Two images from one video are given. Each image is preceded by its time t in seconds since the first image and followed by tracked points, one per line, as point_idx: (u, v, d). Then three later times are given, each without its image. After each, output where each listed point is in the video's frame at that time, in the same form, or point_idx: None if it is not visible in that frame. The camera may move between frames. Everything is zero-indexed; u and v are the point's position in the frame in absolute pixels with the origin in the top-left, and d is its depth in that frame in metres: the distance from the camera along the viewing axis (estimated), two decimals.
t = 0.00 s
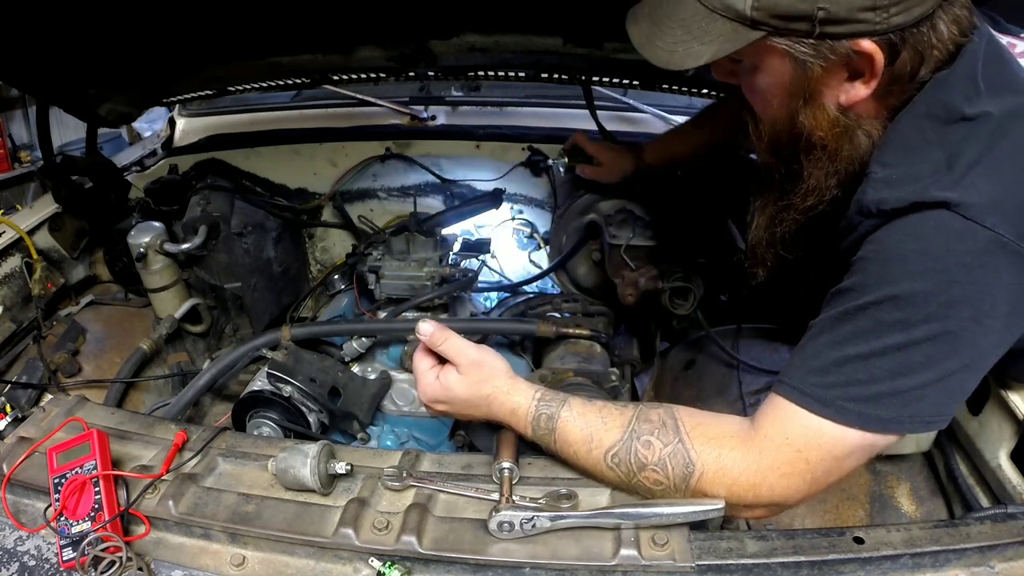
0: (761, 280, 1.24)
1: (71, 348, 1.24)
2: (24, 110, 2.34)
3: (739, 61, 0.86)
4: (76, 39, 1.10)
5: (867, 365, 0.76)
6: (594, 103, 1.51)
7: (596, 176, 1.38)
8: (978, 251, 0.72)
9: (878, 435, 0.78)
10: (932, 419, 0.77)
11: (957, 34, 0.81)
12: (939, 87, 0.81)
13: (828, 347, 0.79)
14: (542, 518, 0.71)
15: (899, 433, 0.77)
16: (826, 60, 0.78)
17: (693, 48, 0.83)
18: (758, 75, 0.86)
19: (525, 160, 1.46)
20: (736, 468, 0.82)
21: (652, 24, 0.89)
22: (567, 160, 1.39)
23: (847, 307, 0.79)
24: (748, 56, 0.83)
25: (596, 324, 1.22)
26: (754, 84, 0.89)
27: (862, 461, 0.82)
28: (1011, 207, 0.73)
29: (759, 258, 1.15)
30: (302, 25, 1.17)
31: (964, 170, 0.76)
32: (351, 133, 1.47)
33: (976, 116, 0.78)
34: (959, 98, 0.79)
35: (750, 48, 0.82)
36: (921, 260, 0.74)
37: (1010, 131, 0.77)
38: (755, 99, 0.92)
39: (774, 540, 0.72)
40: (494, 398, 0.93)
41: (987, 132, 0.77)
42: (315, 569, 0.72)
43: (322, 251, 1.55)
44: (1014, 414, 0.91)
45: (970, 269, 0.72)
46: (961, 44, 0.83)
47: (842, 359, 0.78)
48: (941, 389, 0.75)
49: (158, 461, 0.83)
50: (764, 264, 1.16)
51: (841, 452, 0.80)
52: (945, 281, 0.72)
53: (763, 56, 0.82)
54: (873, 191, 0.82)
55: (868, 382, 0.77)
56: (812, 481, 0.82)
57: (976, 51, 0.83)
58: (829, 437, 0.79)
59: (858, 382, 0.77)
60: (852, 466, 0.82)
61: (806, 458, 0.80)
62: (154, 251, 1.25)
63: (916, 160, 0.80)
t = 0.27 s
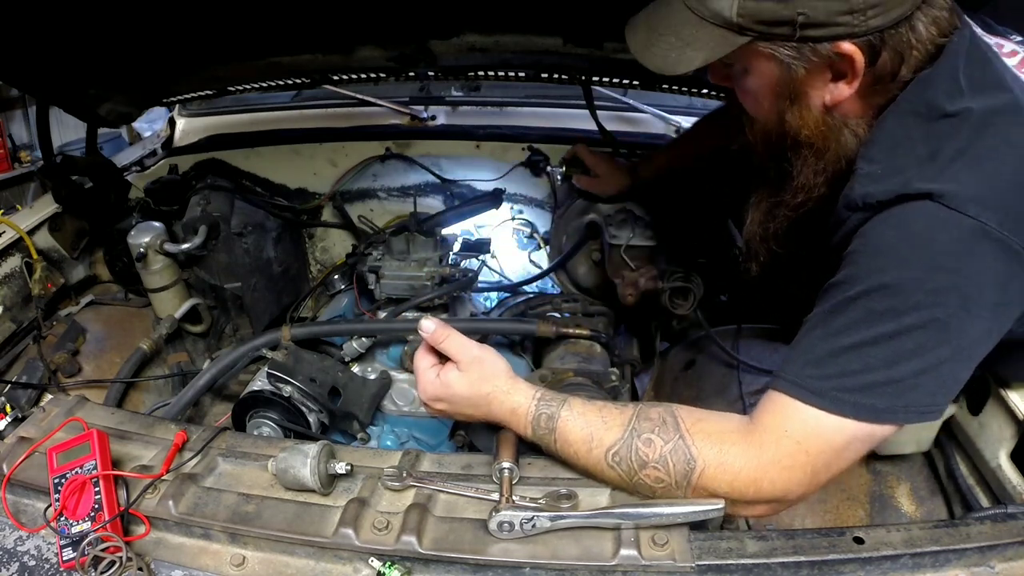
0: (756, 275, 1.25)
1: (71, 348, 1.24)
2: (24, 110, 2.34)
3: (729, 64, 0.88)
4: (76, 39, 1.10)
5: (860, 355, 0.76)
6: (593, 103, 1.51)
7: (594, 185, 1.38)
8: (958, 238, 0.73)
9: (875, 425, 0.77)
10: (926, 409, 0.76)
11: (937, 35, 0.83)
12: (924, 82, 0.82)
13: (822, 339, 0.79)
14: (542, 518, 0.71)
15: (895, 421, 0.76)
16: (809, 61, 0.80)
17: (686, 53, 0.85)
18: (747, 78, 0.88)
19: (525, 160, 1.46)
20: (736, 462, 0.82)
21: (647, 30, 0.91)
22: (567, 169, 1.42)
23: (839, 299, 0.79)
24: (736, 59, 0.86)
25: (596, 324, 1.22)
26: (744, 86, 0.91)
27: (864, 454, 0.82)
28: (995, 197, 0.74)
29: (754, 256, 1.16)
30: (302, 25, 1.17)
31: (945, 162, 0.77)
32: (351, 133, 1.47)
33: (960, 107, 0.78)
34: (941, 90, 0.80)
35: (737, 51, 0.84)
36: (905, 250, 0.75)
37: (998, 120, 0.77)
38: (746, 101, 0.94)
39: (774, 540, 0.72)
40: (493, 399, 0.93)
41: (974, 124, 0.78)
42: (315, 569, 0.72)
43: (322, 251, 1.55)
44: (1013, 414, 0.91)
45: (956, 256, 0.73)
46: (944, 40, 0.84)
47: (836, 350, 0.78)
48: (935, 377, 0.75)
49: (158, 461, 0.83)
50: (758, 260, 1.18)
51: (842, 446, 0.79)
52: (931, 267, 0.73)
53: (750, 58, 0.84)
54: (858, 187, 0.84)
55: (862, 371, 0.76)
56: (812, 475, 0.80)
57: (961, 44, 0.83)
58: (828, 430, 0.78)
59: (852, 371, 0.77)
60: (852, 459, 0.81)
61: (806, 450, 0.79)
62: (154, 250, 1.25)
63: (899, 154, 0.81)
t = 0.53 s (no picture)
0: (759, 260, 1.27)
1: (71, 348, 1.24)
2: (24, 109, 2.34)
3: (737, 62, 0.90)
4: (76, 40, 1.10)
5: (858, 345, 0.76)
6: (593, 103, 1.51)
7: (594, 178, 1.37)
8: (948, 233, 0.74)
9: (874, 415, 0.77)
10: (922, 397, 0.75)
11: (935, 35, 0.83)
12: (919, 82, 0.82)
13: (821, 330, 0.79)
14: (542, 517, 0.71)
15: (889, 411, 0.76)
16: (811, 57, 0.82)
17: (696, 52, 0.88)
18: (753, 75, 0.90)
19: (525, 160, 1.46)
20: (739, 454, 0.81)
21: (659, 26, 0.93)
22: (567, 166, 1.41)
23: (835, 293, 0.79)
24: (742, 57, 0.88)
25: (596, 323, 1.22)
26: (750, 83, 0.93)
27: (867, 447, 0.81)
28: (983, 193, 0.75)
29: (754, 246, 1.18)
30: (302, 25, 1.17)
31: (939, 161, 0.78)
32: (351, 133, 1.47)
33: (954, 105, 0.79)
34: (936, 88, 0.81)
35: (742, 50, 0.86)
36: (898, 243, 0.75)
37: (991, 118, 0.78)
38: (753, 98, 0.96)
39: (773, 539, 0.72)
40: (498, 393, 0.94)
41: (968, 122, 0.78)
42: (315, 569, 0.72)
43: (322, 251, 1.55)
44: (1013, 414, 0.91)
45: (947, 247, 0.73)
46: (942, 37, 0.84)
47: (834, 340, 0.77)
48: (927, 369, 0.75)
49: (158, 461, 0.83)
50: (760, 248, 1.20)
51: (845, 439, 0.78)
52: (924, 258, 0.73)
53: (755, 56, 0.86)
54: (855, 183, 0.84)
55: (861, 360, 0.76)
56: (816, 465, 0.79)
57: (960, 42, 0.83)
58: (828, 420, 0.77)
59: (851, 361, 0.76)
60: (856, 448, 0.80)
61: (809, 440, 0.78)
62: (154, 250, 1.25)
63: (893, 150, 0.82)
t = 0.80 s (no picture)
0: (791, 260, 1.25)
1: (71, 348, 1.24)
2: (24, 110, 2.34)
3: (791, 65, 0.85)
4: (77, 40, 1.10)
5: (873, 339, 0.77)
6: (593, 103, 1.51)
7: (596, 176, 1.36)
8: (962, 235, 0.75)
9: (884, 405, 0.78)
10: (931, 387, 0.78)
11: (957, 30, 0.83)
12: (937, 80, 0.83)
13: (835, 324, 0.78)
14: (542, 517, 0.71)
15: (902, 400, 0.78)
16: (878, 35, 0.79)
17: (760, 53, 0.83)
18: (808, 75, 0.86)
19: (525, 160, 1.46)
20: (748, 443, 0.81)
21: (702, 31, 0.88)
22: (566, 167, 1.40)
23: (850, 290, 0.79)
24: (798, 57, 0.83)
25: (597, 323, 1.22)
26: (801, 85, 0.88)
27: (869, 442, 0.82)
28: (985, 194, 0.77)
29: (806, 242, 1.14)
30: (302, 26, 1.17)
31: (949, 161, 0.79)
32: (351, 133, 1.47)
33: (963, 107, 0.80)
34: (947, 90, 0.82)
35: (803, 47, 0.82)
36: (913, 241, 0.76)
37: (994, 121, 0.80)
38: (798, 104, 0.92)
39: (774, 538, 0.72)
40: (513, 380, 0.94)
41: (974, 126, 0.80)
42: (315, 569, 0.72)
43: (322, 251, 1.55)
44: (1013, 413, 0.91)
45: (957, 245, 0.75)
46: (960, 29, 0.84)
47: (849, 334, 0.77)
48: (936, 363, 0.77)
49: (159, 461, 0.83)
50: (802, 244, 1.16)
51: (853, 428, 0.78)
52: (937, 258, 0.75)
53: (815, 51, 0.82)
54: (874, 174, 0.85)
55: (875, 354, 0.77)
56: (825, 455, 0.79)
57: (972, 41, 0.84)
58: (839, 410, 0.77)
59: (864, 354, 0.77)
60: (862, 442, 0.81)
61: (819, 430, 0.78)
62: (154, 250, 1.25)
63: (908, 148, 0.83)
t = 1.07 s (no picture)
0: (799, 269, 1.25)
1: (72, 348, 1.24)
2: (24, 109, 2.34)
3: (808, 65, 0.85)
4: (77, 40, 1.10)
5: (885, 344, 0.78)
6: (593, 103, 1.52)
7: (596, 176, 1.36)
8: (979, 247, 0.76)
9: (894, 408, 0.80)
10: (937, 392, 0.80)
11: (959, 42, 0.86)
12: (946, 92, 0.85)
13: (849, 327, 0.80)
14: (542, 516, 0.71)
15: (914, 404, 0.80)
16: (896, 32, 0.81)
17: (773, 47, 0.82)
18: (825, 75, 0.86)
19: (525, 160, 1.46)
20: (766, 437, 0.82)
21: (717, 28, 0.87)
22: (566, 168, 1.41)
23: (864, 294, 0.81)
24: (818, 56, 0.83)
25: (596, 323, 1.22)
26: (816, 86, 0.88)
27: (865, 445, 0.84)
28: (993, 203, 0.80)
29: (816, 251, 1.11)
30: (302, 26, 1.17)
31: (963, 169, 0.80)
32: (351, 133, 1.47)
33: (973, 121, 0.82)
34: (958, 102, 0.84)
35: (825, 44, 0.82)
36: (928, 252, 0.77)
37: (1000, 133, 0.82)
38: (811, 106, 0.91)
39: (774, 538, 0.72)
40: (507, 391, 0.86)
41: (979, 138, 0.82)
42: (315, 568, 0.72)
43: (322, 251, 1.55)
44: (1014, 413, 0.91)
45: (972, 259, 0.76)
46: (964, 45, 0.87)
47: (863, 338, 0.79)
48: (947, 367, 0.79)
49: (159, 461, 0.83)
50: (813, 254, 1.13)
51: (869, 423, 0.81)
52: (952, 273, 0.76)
53: (837, 49, 0.82)
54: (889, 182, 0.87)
55: (886, 359, 0.78)
56: (835, 452, 0.81)
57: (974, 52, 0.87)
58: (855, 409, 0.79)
59: (876, 359, 0.79)
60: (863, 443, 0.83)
61: (835, 427, 0.80)
62: (154, 250, 1.25)
63: (920, 156, 0.85)
